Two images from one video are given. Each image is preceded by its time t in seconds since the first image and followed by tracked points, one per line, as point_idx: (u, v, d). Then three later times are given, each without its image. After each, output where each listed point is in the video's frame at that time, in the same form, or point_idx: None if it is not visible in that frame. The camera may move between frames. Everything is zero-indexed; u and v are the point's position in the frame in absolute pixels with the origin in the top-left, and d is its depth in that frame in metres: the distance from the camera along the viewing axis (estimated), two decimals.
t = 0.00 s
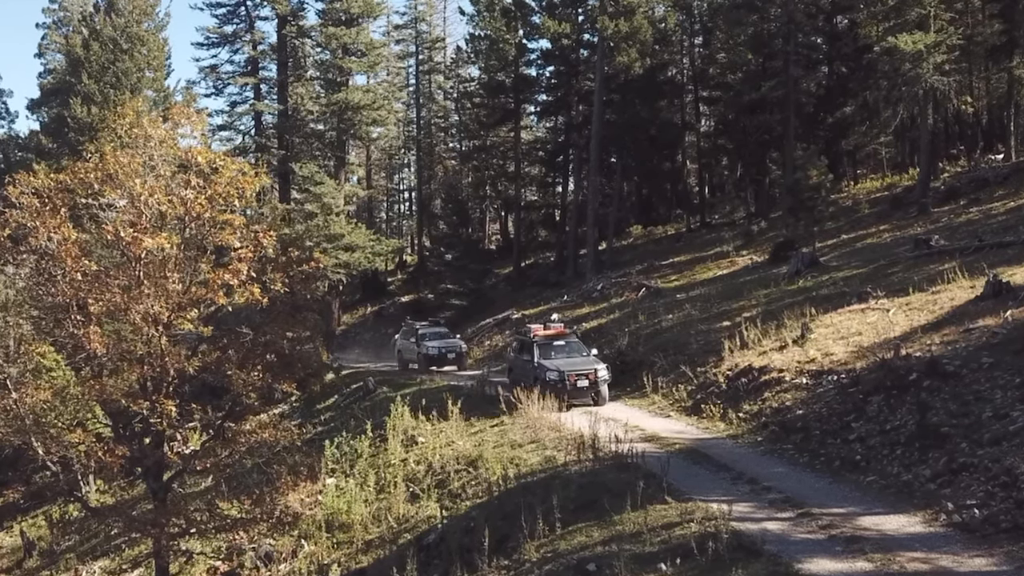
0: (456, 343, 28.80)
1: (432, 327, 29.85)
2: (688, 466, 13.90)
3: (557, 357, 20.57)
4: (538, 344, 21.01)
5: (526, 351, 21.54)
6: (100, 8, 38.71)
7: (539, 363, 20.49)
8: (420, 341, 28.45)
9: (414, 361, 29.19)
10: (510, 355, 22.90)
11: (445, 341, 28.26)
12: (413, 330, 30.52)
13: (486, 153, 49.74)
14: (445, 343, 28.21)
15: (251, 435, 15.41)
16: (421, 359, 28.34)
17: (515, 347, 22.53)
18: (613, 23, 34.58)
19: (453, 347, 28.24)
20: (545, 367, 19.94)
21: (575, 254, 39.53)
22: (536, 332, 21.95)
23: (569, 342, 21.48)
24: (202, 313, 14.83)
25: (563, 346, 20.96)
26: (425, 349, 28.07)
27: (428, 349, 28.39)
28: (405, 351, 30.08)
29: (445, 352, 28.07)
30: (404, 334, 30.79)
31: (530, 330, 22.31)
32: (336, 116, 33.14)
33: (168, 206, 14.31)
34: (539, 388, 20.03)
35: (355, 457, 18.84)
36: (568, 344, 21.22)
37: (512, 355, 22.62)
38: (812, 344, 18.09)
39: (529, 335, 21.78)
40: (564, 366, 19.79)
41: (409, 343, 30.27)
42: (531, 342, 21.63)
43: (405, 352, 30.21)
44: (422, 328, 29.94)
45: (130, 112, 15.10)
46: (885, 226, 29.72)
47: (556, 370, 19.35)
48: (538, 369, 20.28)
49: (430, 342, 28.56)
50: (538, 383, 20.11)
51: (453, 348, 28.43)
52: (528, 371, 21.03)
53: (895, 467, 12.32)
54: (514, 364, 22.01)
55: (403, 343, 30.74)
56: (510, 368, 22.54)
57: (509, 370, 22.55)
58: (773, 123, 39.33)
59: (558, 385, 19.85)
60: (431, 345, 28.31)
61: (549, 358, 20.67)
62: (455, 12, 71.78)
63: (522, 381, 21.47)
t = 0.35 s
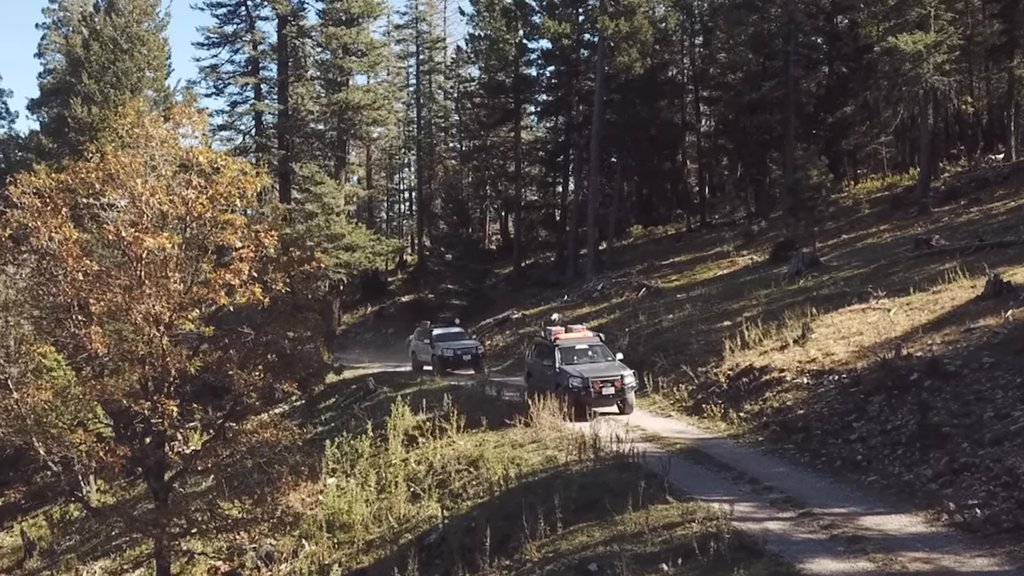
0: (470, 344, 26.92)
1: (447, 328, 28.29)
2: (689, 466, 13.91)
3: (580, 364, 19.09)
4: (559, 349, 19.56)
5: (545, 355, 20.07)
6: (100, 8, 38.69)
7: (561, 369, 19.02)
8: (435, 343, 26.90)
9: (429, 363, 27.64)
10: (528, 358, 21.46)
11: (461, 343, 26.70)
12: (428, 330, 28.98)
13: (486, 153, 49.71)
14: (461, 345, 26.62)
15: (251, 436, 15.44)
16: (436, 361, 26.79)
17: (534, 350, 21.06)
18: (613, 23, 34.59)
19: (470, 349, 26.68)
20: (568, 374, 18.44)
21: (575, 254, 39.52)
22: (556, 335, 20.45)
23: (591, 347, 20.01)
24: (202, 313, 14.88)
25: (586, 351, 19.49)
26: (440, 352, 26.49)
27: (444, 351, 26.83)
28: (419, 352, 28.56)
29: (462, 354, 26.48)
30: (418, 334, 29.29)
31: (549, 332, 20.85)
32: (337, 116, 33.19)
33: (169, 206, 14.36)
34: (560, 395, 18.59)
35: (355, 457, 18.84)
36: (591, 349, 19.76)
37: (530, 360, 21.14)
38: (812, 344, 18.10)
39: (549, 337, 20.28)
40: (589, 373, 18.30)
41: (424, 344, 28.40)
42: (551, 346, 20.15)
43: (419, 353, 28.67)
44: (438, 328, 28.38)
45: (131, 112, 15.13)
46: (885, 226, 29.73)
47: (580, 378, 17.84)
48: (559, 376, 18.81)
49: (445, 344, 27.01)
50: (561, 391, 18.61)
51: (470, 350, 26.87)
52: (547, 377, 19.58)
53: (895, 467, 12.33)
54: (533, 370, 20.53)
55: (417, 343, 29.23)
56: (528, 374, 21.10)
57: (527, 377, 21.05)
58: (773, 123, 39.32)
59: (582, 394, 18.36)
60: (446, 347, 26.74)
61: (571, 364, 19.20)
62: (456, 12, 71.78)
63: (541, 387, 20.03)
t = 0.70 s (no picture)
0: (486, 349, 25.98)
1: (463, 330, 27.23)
2: (690, 467, 13.93)
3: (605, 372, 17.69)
4: (583, 355, 18.20)
5: (568, 362, 18.72)
6: (99, 8, 38.63)
7: (585, 377, 17.69)
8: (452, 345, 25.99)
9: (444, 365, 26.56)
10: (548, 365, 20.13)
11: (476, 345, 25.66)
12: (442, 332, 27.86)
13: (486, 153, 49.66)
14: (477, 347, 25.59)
15: (251, 437, 15.44)
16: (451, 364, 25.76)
17: (555, 355, 19.70)
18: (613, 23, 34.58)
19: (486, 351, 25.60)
20: (593, 383, 17.11)
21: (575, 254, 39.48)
22: (579, 339, 19.06)
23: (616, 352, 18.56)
24: (202, 314, 14.92)
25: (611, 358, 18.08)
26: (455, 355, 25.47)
27: (459, 354, 25.81)
28: (434, 354, 27.41)
29: (477, 356, 25.44)
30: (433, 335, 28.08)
31: (571, 336, 19.49)
32: (336, 117, 33.20)
33: (170, 207, 14.39)
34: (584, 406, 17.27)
35: (355, 457, 18.83)
36: (617, 355, 18.32)
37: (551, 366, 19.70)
38: (812, 344, 18.10)
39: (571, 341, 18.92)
40: (616, 382, 16.97)
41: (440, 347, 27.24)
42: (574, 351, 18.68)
43: (433, 356, 27.57)
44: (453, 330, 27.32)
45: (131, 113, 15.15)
46: (885, 226, 29.72)
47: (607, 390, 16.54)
48: (583, 385, 17.51)
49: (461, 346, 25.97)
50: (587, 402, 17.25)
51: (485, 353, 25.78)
52: (570, 386, 18.26)
53: (896, 468, 12.33)
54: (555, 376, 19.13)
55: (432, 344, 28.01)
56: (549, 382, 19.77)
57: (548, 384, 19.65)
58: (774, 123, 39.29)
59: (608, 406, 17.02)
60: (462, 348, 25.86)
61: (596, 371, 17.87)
62: (456, 12, 71.73)
63: (564, 396, 18.71)
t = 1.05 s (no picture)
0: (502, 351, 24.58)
1: (479, 331, 25.98)
2: (690, 467, 13.97)
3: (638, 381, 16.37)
4: (613, 363, 16.84)
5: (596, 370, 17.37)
6: (99, 8, 38.61)
7: (616, 386, 16.34)
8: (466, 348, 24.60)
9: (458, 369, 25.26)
10: (573, 373, 18.76)
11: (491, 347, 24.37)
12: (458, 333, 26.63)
13: (486, 153, 49.62)
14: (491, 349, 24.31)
15: (252, 438, 15.44)
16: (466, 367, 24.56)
17: (581, 362, 18.36)
18: (613, 23, 34.58)
19: (501, 353, 24.30)
20: (626, 393, 15.76)
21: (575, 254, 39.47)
22: (608, 346, 17.73)
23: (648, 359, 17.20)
24: (203, 314, 14.96)
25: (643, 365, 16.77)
26: (468, 357, 24.24)
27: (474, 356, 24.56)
28: (448, 357, 26.09)
29: (492, 359, 24.15)
30: (447, 338, 26.70)
31: (599, 342, 18.17)
32: (336, 117, 33.21)
33: (170, 207, 14.44)
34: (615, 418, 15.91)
35: (356, 458, 18.83)
36: (649, 363, 16.99)
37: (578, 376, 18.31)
38: (813, 344, 18.11)
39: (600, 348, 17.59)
40: (650, 393, 15.62)
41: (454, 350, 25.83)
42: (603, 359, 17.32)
43: (449, 359, 26.36)
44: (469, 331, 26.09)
45: (131, 113, 15.20)
46: (885, 226, 29.74)
47: (641, 401, 15.27)
48: (614, 395, 16.14)
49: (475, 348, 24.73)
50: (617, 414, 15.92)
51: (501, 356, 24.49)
52: (599, 396, 16.89)
53: (897, 469, 12.33)
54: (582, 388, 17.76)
55: (446, 347, 26.67)
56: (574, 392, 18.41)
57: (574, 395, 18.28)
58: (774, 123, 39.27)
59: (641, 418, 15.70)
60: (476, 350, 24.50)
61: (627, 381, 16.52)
62: (455, 12, 71.69)
63: (591, 407, 17.35)
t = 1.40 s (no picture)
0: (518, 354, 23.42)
1: (491, 332, 25.00)
2: (689, 467, 14.05)
3: (670, 391, 15.02)
4: (642, 371, 15.52)
5: (624, 378, 16.05)
6: (98, 8, 38.58)
7: (645, 396, 15.04)
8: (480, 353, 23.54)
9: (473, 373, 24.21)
10: (598, 380, 17.45)
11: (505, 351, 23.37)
12: (469, 335, 25.62)
13: (485, 153, 49.56)
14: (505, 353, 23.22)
15: (251, 438, 15.41)
16: (480, 372, 23.64)
17: (606, 369, 17.05)
18: (612, 23, 34.57)
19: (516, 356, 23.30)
20: (656, 404, 14.46)
21: (574, 254, 39.46)
22: (637, 352, 16.41)
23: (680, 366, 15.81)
24: (202, 314, 14.97)
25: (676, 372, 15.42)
26: (482, 362, 23.27)
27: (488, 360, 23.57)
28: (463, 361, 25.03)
29: (507, 363, 23.19)
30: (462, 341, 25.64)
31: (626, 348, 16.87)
32: (335, 117, 33.19)
33: (168, 207, 14.44)
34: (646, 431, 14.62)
35: (355, 457, 18.81)
36: (682, 370, 15.60)
37: (604, 383, 17.02)
38: (812, 344, 18.11)
39: (628, 355, 16.27)
40: (684, 404, 14.29)
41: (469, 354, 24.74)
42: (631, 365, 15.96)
43: (462, 363, 25.40)
44: (481, 333, 25.10)
45: (130, 113, 15.25)
46: (884, 226, 29.72)
47: (675, 414, 13.97)
48: (644, 406, 14.84)
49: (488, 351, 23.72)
50: (649, 428, 14.59)
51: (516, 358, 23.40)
52: (628, 407, 15.59)
53: (896, 468, 12.34)
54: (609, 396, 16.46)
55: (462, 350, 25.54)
56: (600, 402, 17.10)
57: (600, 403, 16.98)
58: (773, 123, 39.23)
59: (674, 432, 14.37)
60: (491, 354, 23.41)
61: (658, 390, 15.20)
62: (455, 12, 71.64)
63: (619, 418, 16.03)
